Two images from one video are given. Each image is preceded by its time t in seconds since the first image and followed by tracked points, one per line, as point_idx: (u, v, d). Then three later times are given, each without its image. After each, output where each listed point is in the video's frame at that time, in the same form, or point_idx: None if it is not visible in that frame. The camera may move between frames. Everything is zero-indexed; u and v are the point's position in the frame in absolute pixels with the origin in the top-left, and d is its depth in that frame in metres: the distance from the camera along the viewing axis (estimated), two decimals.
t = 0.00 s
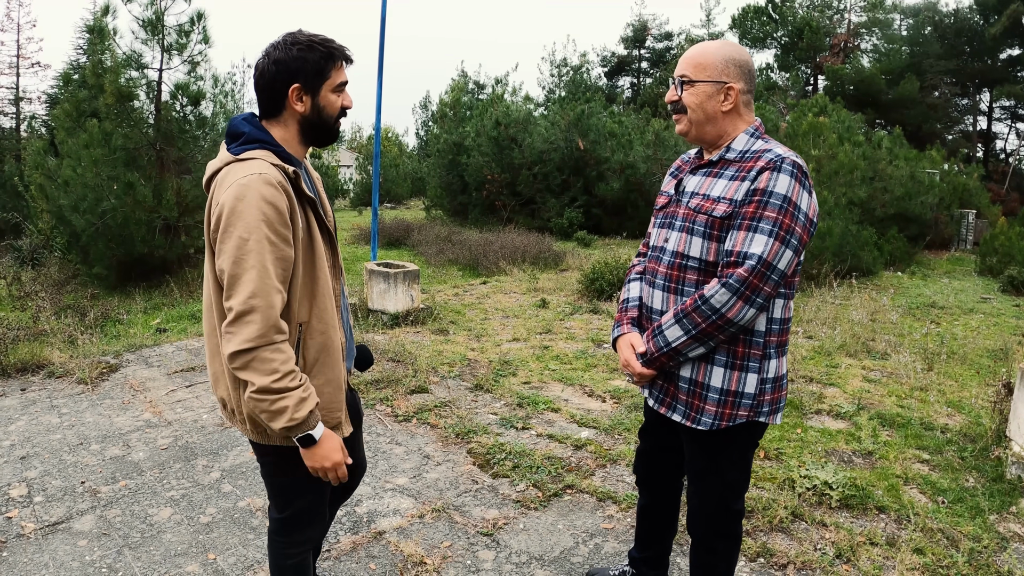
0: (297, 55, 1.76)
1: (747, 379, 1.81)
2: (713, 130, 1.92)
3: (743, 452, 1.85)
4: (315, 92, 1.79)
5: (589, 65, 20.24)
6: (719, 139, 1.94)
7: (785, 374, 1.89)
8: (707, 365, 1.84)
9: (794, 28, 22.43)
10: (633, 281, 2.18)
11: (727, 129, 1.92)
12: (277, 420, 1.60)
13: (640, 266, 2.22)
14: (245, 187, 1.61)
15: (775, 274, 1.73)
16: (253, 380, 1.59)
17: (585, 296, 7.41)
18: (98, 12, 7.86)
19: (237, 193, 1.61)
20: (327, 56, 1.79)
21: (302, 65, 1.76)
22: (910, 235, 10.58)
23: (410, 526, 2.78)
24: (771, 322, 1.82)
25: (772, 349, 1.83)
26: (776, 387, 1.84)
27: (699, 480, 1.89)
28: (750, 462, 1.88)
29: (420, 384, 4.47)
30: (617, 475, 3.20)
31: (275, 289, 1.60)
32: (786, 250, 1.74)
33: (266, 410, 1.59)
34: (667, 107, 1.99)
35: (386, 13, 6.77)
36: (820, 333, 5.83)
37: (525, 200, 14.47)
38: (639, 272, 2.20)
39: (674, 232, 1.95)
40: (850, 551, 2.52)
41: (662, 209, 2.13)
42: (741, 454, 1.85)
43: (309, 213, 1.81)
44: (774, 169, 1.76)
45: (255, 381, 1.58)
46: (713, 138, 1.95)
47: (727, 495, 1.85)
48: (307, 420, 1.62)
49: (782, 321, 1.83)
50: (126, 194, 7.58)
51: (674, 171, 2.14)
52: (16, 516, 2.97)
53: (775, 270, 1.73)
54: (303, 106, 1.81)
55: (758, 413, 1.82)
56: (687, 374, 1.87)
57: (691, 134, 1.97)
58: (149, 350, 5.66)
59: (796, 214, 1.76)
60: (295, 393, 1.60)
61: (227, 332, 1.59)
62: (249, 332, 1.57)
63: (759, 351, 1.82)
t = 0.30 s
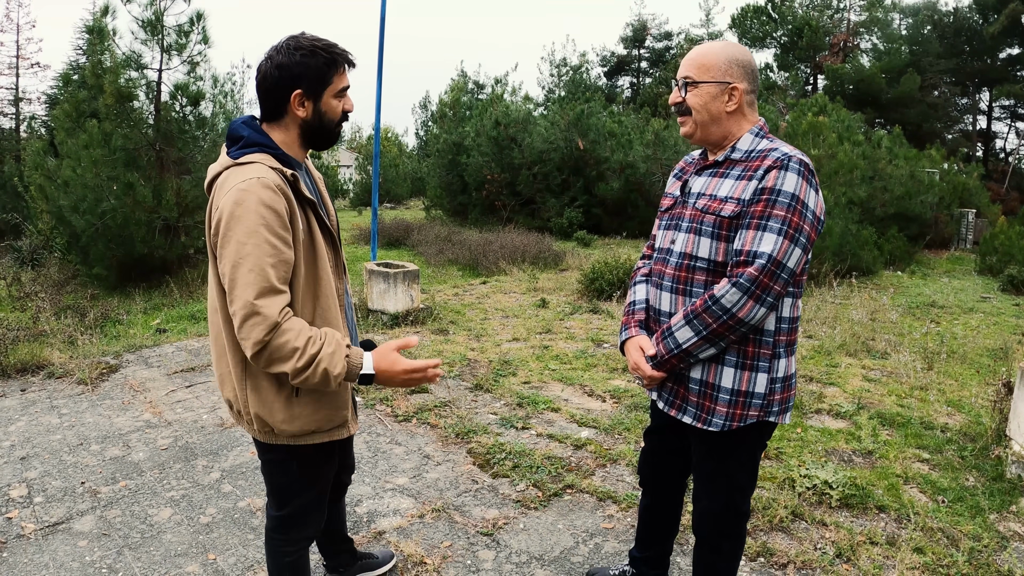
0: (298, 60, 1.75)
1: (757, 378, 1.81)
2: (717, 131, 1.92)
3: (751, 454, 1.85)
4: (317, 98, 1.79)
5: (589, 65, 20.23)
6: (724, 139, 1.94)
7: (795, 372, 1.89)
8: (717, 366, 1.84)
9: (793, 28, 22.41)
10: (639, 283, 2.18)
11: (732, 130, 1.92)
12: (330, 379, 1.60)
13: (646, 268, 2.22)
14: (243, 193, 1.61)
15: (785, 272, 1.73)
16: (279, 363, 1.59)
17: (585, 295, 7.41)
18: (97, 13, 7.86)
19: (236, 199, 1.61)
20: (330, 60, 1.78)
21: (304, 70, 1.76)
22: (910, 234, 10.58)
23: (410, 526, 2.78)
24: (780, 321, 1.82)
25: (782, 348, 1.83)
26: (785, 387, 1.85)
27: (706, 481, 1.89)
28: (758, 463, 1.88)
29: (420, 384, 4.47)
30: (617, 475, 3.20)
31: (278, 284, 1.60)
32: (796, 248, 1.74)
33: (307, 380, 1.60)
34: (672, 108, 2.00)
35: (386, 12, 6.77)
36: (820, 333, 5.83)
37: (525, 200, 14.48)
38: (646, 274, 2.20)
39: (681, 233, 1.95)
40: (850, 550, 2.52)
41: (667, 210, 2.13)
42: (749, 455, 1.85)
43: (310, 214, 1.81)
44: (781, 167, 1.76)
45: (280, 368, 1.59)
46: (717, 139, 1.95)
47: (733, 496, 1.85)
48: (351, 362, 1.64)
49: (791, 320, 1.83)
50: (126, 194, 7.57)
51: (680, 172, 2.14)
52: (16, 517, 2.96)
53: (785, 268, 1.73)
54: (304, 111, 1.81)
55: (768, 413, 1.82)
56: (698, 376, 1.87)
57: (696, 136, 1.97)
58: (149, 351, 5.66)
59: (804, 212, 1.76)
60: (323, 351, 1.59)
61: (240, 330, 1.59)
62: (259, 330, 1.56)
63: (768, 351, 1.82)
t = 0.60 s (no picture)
0: (298, 61, 1.76)
1: (759, 380, 1.80)
2: (720, 130, 1.92)
3: (751, 455, 1.85)
4: (317, 95, 1.79)
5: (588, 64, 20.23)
6: (727, 139, 1.94)
7: (797, 374, 1.89)
8: (719, 367, 1.84)
9: (792, 27, 22.41)
10: (642, 283, 2.18)
11: (735, 129, 1.92)
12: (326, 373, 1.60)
13: (649, 269, 2.22)
14: (250, 183, 1.63)
15: (787, 274, 1.73)
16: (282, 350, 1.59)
17: (584, 295, 7.41)
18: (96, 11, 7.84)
19: (243, 189, 1.62)
20: (328, 60, 1.79)
21: (302, 70, 1.76)
22: (909, 234, 10.58)
23: (408, 525, 2.78)
24: (782, 322, 1.81)
25: (784, 349, 1.83)
26: (786, 388, 1.84)
27: (706, 481, 1.89)
28: (758, 463, 1.87)
29: (419, 383, 4.46)
30: (615, 475, 3.20)
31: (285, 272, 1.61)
32: (798, 250, 1.74)
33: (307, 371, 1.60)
34: (674, 109, 1.99)
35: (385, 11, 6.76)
36: (818, 332, 5.83)
37: (523, 200, 14.47)
38: (648, 275, 2.20)
39: (684, 234, 1.95)
40: (848, 550, 2.52)
41: (671, 210, 2.13)
42: (749, 457, 1.85)
43: (314, 207, 1.82)
44: (784, 168, 1.76)
45: (284, 354, 1.59)
46: (720, 138, 1.94)
47: (733, 497, 1.85)
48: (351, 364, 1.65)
49: (793, 321, 1.83)
50: (124, 193, 7.56)
51: (683, 173, 2.13)
52: (14, 516, 2.96)
53: (788, 270, 1.73)
54: (306, 109, 1.81)
55: (769, 415, 1.82)
56: (699, 377, 1.87)
57: (699, 136, 1.96)
58: (148, 350, 5.66)
59: (807, 214, 1.75)
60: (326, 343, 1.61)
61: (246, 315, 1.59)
62: (265, 316, 1.57)
63: (770, 352, 1.81)
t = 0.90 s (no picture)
0: (312, 65, 1.79)
1: (755, 380, 1.80)
2: (721, 130, 1.91)
3: (747, 453, 1.85)
4: (330, 96, 1.83)
5: (587, 64, 20.21)
6: (728, 139, 1.93)
7: (792, 375, 1.89)
8: (715, 366, 1.84)
9: (792, 27, 22.40)
10: (637, 281, 2.18)
11: (735, 129, 1.91)
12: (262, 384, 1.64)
13: (645, 266, 2.22)
14: (269, 178, 1.67)
15: (787, 276, 1.73)
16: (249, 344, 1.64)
17: (584, 295, 7.41)
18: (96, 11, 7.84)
19: (261, 182, 1.66)
20: (339, 64, 1.83)
21: (317, 73, 1.79)
22: (908, 233, 10.58)
23: (407, 525, 2.78)
24: (779, 323, 1.81)
25: (780, 350, 1.83)
26: (781, 389, 1.84)
27: (703, 480, 1.88)
28: (754, 461, 1.88)
29: (418, 383, 4.46)
30: (615, 474, 3.20)
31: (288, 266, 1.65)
32: (798, 253, 1.74)
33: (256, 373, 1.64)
34: (676, 108, 1.99)
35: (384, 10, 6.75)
36: (818, 332, 5.83)
37: (523, 199, 14.47)
38: (644, 272, 2.20)
39: (683, 233, 1.95)
40: (848, 550, 2.52)
41: (669, 208, 2.13)
42: (745, 455, 1.85)
43: (327, 203, 1.84)
44: (787, 171, 1.76)
45: (252, 345, 1.63)
46: (721, 138, 1.94)
47: (730, 495, 1.85)
48: (288, 396, 1.66)
49: (790, 322, 1.83)
50: (124, 193, 7.56)
51: (681, 171, 2.14)
52: (14, 516, 2.96)
53: (788, 272, 1.73)
54: (321, 110, 1.84)
55: (764, 414, 1.82)
56: (694, 375, 1.87)
57: (700, 135, 1.96)
58: (147, 349, 5.65)
59: (808, 217, 1.75)
60: (286, 366, 1.65)
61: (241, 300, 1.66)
62: (261, 304, 1.62)
63: (767, 353, 1.81)
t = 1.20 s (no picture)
0: (324, 70, 1.81)
1: (753, 376, 1.80)
2: (715, 128, 1.91)
3: (745, 448, 1.85)
4: (342, 100, 1.84)
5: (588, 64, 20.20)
6: (723, 137, 1.93)
7: (789, 371, 1.89)
8: (713, 363, 1.83)
9: (793, 27, 22.37)
10: (636, 279, 2.18)
11: (730, 129, 1.91)
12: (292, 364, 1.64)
13: (643, 265, 2.22)
14: (276, 171, 1.68)
15: (783, 272, 1.73)
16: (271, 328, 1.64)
17: (584, 294, 7.41)
18: (97, 10, 7.83)
19: (269, 176, 1.68)
20: (351, 69, 1.83)
21: (330, 79, 1.81)
22: (909, 233, 10.57)
23: (408, 524, 2.78)
24: (776, 319, 1.81)
25: (778, 346, 1.83)
26: (779, 385, 1.84)
27: (702, 476, 1.88)
28: (753, 456, 1.88)
29: (419, 382, 4.46)
30: (615, 474, 3.20)
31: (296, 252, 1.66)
32: (794, 249, 1.74)
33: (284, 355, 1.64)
34: (672, 106, 1.99)
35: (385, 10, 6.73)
36: (819, 332, 5.83)
37: (524, 199, 14.47)
38: (642, 270, 2.20)
39: (680, 231, 1.94)
40: (848, 550, 2.52)
41: (666, 207, 2.13)
42: (745, 450, 1.85)
43: (330, 198, 1.85)
44: (782, 169, 1.76)
45: (272, 331, 1.63)
46: (716, 137, 1.94)
47: (729, 492, 1.85)
48: (318, 368, 1.66)
49: (787, 319, 1.83)
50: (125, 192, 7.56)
51: (679, 170, 2.14)
52: (14, 515, 2.96)
53: (784, 269, 1.73)
54: (333, 114, 1.85)
55: (762, 410, 1.82)
56: (693, 372, 1.86)
57: (696, 133, 1.96)
58: (148, 348, 5.66)
59: (803, 214, 1.75)
60: (310, 344, 1.65)
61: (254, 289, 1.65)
62: (270, 292, 1.62)
63: (765, 348, 1.81)
